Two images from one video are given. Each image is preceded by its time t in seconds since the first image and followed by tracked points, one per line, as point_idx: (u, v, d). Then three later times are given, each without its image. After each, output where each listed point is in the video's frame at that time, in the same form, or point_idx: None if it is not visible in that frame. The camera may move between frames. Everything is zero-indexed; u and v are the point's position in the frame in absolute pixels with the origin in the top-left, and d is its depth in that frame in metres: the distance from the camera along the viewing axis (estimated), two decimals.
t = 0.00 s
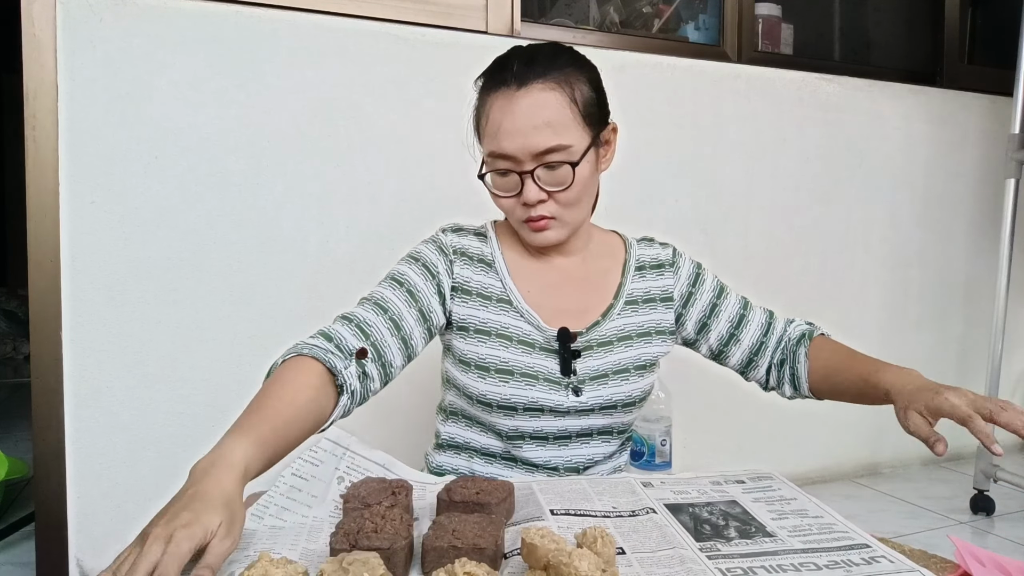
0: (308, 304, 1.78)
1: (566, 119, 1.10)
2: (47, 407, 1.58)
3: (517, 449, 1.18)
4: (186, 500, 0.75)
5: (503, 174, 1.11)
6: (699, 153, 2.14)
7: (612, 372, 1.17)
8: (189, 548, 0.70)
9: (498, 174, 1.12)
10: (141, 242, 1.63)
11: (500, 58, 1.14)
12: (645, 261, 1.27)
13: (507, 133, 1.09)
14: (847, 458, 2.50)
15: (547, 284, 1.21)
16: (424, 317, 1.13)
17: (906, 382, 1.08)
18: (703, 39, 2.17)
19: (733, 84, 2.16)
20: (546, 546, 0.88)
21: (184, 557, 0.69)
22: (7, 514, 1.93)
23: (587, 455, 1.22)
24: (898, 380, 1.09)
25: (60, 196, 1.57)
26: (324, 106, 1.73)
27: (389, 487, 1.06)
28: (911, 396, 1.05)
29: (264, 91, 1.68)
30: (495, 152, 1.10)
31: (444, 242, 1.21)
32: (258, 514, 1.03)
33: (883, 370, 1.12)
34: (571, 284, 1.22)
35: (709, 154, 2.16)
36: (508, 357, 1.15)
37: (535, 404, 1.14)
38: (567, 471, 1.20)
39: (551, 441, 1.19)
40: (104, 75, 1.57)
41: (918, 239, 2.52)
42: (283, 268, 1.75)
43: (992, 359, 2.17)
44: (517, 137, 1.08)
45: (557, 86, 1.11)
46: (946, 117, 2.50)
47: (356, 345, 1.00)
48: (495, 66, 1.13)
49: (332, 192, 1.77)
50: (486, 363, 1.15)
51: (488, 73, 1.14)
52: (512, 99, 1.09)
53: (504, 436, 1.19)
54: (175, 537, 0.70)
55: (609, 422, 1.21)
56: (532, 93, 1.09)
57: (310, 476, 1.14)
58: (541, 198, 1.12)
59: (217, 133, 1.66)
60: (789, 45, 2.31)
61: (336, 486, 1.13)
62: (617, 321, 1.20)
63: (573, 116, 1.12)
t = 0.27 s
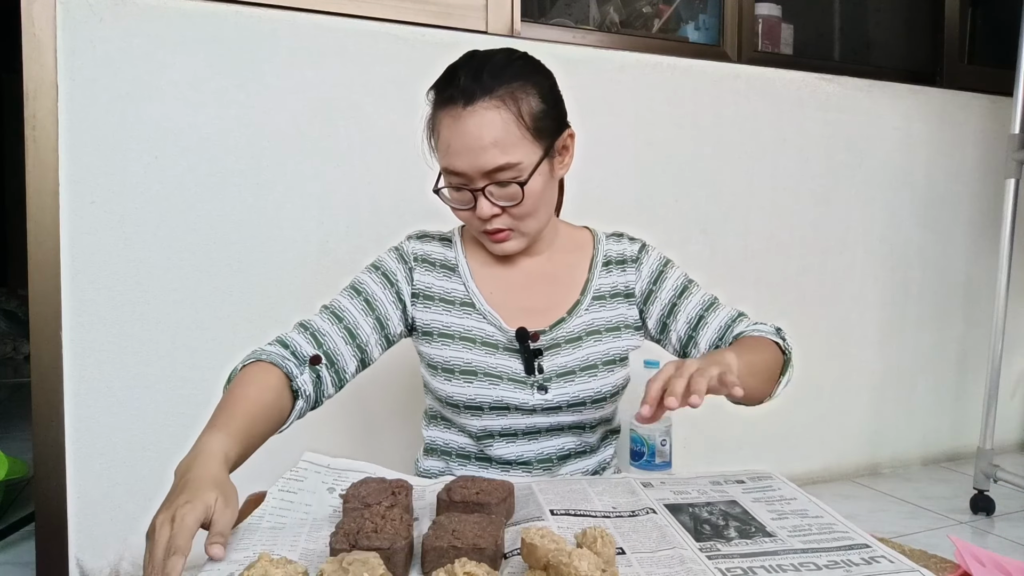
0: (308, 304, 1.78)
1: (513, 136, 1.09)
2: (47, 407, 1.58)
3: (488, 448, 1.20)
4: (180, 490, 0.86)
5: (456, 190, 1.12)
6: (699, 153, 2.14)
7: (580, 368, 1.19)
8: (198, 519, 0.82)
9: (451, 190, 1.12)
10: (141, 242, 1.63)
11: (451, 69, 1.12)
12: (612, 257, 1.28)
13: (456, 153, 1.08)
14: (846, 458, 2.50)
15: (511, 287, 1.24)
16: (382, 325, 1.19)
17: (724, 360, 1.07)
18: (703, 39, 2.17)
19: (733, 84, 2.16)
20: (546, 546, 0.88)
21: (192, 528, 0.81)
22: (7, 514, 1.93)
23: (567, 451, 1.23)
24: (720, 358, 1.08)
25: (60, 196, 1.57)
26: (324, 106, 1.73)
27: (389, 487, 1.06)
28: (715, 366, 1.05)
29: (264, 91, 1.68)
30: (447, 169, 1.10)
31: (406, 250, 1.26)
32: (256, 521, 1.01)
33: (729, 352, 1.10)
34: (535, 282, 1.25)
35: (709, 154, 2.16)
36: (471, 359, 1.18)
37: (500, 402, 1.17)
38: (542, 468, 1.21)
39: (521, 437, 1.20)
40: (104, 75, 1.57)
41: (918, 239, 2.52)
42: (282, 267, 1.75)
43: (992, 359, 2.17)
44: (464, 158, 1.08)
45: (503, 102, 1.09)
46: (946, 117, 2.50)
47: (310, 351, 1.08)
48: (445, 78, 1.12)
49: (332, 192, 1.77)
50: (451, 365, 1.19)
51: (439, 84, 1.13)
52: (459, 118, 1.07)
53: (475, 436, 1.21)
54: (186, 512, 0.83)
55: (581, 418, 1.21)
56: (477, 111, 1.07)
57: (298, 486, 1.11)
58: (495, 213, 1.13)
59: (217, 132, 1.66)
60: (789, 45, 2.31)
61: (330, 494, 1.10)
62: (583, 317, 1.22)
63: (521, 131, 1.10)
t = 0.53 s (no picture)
0: (307, 304, 1.78)
1: (488, 150, 1.08)
2: (47, 407, 1.59)
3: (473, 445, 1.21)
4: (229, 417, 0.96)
5: (436, 203, 1.12)
6: (698, 152, 2.14)
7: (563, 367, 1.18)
8: (267, 428, 0.94)
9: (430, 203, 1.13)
10: (141, 242, 1.63)
11: (427, 81, 1.12)
12: (599, 256, 1.26)
13: (433, 167, 1.08)
14: (846, 458, 2.50)
15: (495, 288, 1.24)
16: (372, 323, 1.23)
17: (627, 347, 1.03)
18: (703, 39, 2.17)
19: (733, 84, 2.16)
20: (546, 546, 0.88)
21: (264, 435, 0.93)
22: (7, 514, 1.93)
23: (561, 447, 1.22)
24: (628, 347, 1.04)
25: (60, 196, 1.57)
26: (324, 106, 1.73)
27: (389, 487, 1.06)
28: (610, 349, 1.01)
29: (264, 91, 1.68)
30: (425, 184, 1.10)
31: (395, 252, 1.29)
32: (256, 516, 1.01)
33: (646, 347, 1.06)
34: (519, 282, 1.24)
35: (709, 154, 2.16)
36: (455, 357, 1.19)
37: (484, 400, 1.18)
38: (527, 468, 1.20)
39: (507, 433, 1.20)
40: (104, 75, 1.57)
41: (918, 239, 2.52)
42: (282, 268, 1.75)
43: (992, 360, 2.17)
44: (441, 173, 1.08)
45: (477, 117, 1.08)
46: (946, 117, 2.50)
47: (305, 344, 1.14)
48: (422, 91, 1.12)
49: (332, 192, 1.77)
50: (436, 363, 1.20)
51: (417, 96, 1.13)
52: (434, 135, 1.07)
53: (461, 433, 1.22)
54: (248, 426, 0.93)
55: (566, 418, 1.20)
56: (452, 128, 1.07)
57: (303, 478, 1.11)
58: (476, 225, 1.13)
59: (216, 132, 1.66)
60: (789, 45, 2.31)
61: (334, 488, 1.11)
62: (567, 316, 1.21)
63: (497, 145, 1.09)
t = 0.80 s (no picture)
0: (308, 304, 1.78)
1: (517, 140, 1.09)
2: (47, 407, 1.59)
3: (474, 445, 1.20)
4: (328, 362, 1.00)
5: (456, 191, 1.10)
6: (699, 152, 2.14)
7: (563, 366, 1.18)
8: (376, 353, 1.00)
9: (450, 191, 1.10)
10: (141, 242, 1.63)
11: (450, 70, 1.11)
12: (600, 255, 1.26)
13: (459, 154, 1.06)
14: (846, 458, 2.50)
15: (494, 288, 1.23)
16: (381, 329, 1.22)
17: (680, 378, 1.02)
18: (703, 39, 2.17)
19: (733, 84, 2.16)
20: (546, 546, 0.88)
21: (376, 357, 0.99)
22: (7, 514, 1.93)
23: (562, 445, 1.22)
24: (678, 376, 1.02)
25: (60, 196, 1.57)
26: (324, 106, 1.73)
27: (389, 487, 1.06)
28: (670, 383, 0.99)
29: (264, 91, 1.68)
30: (448, 171, 1.08)
31: (394, 256, 1.28)
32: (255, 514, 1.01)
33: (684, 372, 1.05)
34: (520, 281, 1.24)
35: (709, 154, 2.16)
36: (455, 357, 1.19)
37: (484, 399, 1.17)
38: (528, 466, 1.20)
39: (507, 433, 1.20)
40: (104, 75, 1.57)
41: (918, 239, 2.52)
42: (282, 268, 1.75)
43: (991, 360, 2.17)
44: (469, 159, 1.06)
45: (509, 106, 1.09)
46: (946, 117, 2.50)
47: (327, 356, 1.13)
48: (446, 78, 1.10)
49: (332, 192, 1.77)
50: (436, 363, 1.20)
51: (439, 84, 1.11)
52: (465, 120, 1.06)
53: (462, 434, 1.22)
54: (358, 353, 0.99)
55: (567, 416, 1.20)
56: (484, 114, 1.06)
57: (312, 480, 1.10)
58: (495, 215, 1.12)
59: (216, 132, 1.66)
60: (789, 45, 2.31)
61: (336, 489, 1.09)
62: (566, 315, 1.21)
63: (525, 135, 1.10)
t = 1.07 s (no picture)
0: (309, 303, 1.78)
1: (546, 130, 1.11)
2: (47, 406, 1.59)
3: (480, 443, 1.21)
4: (430, 379, 0.93)
5: (479, 176, 1.11)
6: (699, 152, 2.14)
7: (569, 366, 1.20)
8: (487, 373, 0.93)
9: (474, 176, 1.11)
10: (141, 242, 1.63)
11: (483, 57, 1.13)
12: (605, 254, 1.27)
13: (489, 138, 1.08)
14: (846, 458, 2.50)
15: (502, 284, 1.23)
16: (411, 317, 1.21)
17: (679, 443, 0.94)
18: (702, 39, 2.17)
19: (734, 84, 2.16)
20: (546, 547, 0.87)
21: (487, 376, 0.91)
22: (7, 514, 1.93)
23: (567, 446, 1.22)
24: (677, 439, 0.94)
25: (60, 196, 1.57)
26: (324, 107, 1.73)
27: (388, 487, 1.05)
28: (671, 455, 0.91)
29: (264, 91, 1.68)
30: (476, 155, 1.10)
31: (408, 248, 1.27)
32: (256, 510, 1.01)
33: (683, 425, 0.97)
34: (528, 278, 1.24)
35: (709, 154, 2.16)
36: (465, 353, 1.20)
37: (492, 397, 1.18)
38: (531, 465, 1.20)
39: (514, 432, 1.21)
40: (103, 75, 1.57)
41: (918, 239, 2.52)
42: (282, 267, 1.74)
43: (991, 360, 2.17)
44: (498, 144, 1.08)
45: (541, 97, 1.11)
46: (946, 117, 2.50)
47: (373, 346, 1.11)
48: (478, 66, 1.12)
49: (332, 192, 1.77)
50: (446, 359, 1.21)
51: (470, 71, 1.13)
52: (497, 105, 1.08)
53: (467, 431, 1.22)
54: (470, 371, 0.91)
55: (572, 416, 1.21)
56: (518, 102, 1.09)
57: (309, 474, 1.08)
58: (516, 204, 1.13)
59: (217, 132, 1.66)
60: (789, 45, 2.31)
61: (337, 485, 1.09)
62: (572, 314, 1.22)
63: (553, 128, 1.13)
